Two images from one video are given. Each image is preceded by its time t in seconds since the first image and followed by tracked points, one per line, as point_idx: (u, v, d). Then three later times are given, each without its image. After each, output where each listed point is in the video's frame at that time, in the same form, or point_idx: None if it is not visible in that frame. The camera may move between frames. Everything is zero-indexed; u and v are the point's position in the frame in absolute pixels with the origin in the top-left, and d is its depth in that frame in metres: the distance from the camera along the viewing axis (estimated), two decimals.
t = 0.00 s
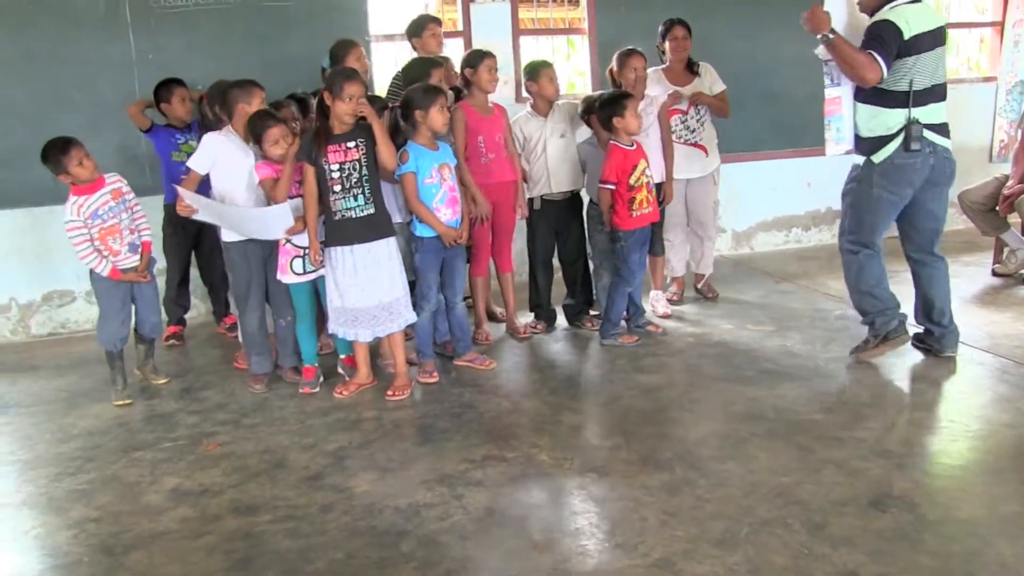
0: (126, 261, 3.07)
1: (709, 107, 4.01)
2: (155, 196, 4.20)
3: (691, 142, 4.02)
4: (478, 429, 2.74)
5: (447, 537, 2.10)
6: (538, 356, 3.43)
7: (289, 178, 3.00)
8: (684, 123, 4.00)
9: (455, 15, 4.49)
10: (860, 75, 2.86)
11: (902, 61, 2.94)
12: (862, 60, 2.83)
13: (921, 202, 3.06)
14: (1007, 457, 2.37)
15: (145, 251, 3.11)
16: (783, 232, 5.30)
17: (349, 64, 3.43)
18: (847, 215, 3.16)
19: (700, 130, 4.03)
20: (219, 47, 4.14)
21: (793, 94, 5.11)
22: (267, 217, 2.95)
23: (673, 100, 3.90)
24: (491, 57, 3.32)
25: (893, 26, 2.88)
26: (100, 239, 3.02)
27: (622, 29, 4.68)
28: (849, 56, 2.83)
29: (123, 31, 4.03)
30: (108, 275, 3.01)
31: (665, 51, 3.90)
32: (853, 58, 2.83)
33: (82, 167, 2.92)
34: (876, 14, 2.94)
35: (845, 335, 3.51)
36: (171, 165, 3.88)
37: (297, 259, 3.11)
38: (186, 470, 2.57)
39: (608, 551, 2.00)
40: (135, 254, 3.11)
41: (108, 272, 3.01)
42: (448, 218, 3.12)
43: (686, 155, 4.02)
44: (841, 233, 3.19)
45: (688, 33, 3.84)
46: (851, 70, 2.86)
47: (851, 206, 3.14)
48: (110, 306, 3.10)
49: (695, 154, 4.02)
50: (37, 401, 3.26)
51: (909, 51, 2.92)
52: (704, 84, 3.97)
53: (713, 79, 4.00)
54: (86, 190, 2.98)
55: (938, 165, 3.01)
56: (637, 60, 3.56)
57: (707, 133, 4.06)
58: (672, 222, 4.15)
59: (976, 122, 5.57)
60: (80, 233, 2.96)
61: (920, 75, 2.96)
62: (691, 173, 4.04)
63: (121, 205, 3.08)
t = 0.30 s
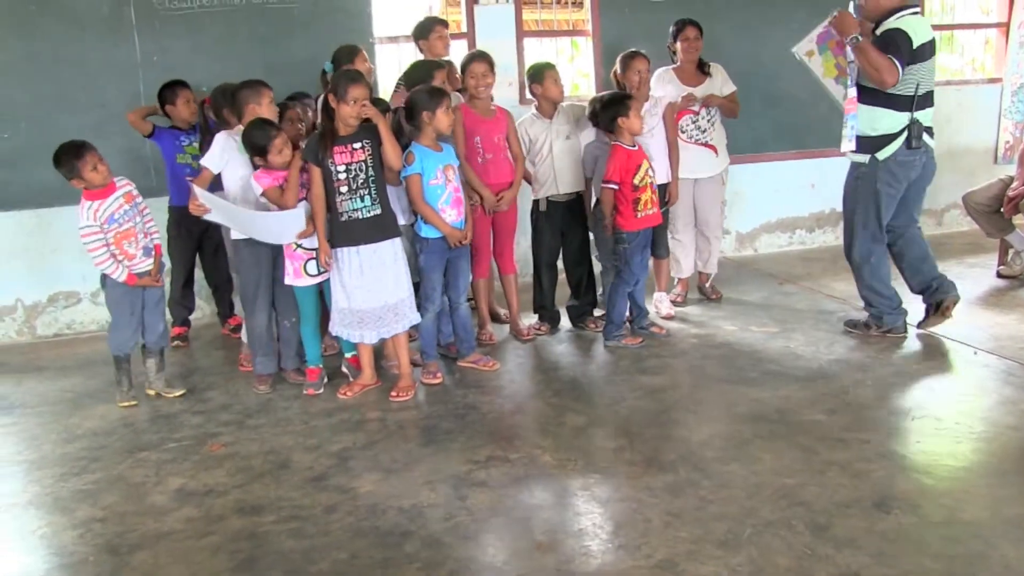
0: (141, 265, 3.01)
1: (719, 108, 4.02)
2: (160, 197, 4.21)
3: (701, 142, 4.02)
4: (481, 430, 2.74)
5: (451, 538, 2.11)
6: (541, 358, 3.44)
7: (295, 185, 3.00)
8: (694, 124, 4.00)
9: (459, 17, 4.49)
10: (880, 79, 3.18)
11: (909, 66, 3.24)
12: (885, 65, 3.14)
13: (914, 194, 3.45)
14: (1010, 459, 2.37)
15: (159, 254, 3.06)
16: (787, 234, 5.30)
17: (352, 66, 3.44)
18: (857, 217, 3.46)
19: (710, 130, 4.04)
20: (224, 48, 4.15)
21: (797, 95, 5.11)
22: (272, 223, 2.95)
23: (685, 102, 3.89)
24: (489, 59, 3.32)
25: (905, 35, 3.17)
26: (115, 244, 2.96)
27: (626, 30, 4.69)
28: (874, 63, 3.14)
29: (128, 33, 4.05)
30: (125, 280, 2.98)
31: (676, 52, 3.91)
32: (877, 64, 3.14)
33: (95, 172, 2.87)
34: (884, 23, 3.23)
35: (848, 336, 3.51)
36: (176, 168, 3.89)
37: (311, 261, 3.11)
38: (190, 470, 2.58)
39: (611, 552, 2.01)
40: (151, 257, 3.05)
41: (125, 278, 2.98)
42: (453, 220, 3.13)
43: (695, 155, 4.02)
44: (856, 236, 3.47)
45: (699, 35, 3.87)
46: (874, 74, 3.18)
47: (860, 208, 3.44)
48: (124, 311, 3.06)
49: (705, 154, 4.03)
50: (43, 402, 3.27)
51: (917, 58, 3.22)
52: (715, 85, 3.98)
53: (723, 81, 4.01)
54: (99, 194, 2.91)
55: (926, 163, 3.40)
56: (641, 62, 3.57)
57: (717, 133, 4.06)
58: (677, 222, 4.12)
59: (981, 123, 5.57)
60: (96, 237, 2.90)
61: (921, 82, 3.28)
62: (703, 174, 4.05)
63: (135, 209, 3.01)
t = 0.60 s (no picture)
0: (154, 270, 2.96)
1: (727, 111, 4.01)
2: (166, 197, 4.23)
3: (706, 144, 4.02)
4: (487, 431, 2.75)
5: (457, 539, 2.11)
6: (547, 358, 3.44)
7: (302, 195, 2.96)
8: (700, 126, 4.00)
9: (466, 17, 4.49)
10: (905, 81, 3.24)
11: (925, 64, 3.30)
12: (909, 67, 3.19)
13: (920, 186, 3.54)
14: (1017, 462, 2.36)
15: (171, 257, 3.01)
16: (793, 235, 5.29)
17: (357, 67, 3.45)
18: (875, 212, 3.47)
19: (718, 133, 4.02)
20: (232, 49, 4.16)
21: (804, 96, 5.10)
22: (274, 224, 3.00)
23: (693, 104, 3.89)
24: (496, 61, 3.33)
25: (919, 36, 3.22)
26: (127, 250, 2.89)
27: (632, 31, 4.69)
28: (900, 67, 3.19)
29: (135, 33, 4.06)
30: (139, 286, 2.90)
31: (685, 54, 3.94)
32: (904, 67, 3.19)
33: (108, 177, 2.80)
34: (895, 26, 3.26)
35: (855, 338, 3.51)
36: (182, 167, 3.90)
37: (318, 263, 3.09)
38: (197, 470, 2.59)
39: (617, 552, 2.01)
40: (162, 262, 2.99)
41: (139, 284, 2.90)
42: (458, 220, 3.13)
43: (701, 158, 4.02)
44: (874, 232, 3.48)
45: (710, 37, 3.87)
46: (899, 78, 3.23)
47: (877, 204, 3.46)
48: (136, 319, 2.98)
49: (711, 156, 4.03)
50: (50, 401, 3.28)
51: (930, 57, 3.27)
52: (724, 88, 3.97)
53: (734, 83, 3.99)
54: (110, 200, 2.84)
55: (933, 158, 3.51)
56: (651, 63, 3.56)
57: (725, 136, 4.05)
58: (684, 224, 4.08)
59: (988, 124, 5.55)
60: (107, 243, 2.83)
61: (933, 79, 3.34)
62: (709, 176, 4.06)
63: (145, 214, 2.95)
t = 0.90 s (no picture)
0: (145, 278, 2.94)
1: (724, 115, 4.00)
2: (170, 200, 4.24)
3: (706, 147, 4.01)
4: (490, 434, 2.75)
5: (459, 542, 2.11)
6: (551, 361, 3.45)
7: (305, 198, 3.00)
8: (699, 129, 3.98)
9: (470, 20, 4.48)
10: (937, 77, 3.31)
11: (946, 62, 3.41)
12: (939, 62, 3.27)
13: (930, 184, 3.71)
14: (1020, 466, 2.36)
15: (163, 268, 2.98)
16: (797, 238, 5.29)
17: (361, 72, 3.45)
18: (905, 209, 3.56)
19: (716, 136, 4.01)
20: (237, 52, 4.18)
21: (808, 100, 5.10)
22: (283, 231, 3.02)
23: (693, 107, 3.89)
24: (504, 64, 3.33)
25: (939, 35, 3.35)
26: (119, 255, 2.88)
27: (636, 35, 4.70)
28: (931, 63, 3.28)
29: (140, 36, 4.07)
30: (127, 295, 2.89)
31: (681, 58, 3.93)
32: (934, 62, 3.27)
33: (108, 180, 2.80)
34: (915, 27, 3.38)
35: (858, 342, 3.50)
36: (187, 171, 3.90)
37: (326, 264, 3.12)
38: (199, 473, 2.59)
39: (620, 556, 2.01)
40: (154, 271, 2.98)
41: (127, 293, 2.89)
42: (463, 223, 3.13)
43: (701, 161, 4.02)
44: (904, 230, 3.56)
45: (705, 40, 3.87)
46: (931, 73, 3.30)
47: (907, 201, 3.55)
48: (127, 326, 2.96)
49: (710, 159, 4.02)
50: (53, 404, 3.29)
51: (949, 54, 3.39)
52: (721, 92, 3.96)
53: (730, 87, 3.98)
54: (107, 204, 2.84)
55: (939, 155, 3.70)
56: (657, 68, 3.57)
57: (723, 139, 4.04)
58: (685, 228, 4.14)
59: (991, 129, 5.55)
60: (100, 248, 2.82)
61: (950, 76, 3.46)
62: (709, 180, 4.06)
63: (142, 219, 2.94)
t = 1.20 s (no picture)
0: (147, 283, 2.88)
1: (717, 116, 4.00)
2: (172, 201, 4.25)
3: (700, 148, 4.01)
4: (492, 435, 2.75)
5: (462, 542, 2.11)
6: (553, 362, 3.45)
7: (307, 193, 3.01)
8: (693, 130, 3.99)
9: (472, 21, 4.50)
10: (951, 73, 3.31)
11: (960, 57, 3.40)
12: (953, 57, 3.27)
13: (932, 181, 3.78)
14: None
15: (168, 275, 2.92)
16: (799, 239, 5.29)
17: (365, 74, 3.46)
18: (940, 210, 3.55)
19: (709, 137, 4.01)
20: (238, 54, 4.18)
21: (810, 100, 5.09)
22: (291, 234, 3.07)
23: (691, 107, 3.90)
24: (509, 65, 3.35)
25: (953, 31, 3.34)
26: (123, 256, 2.84)
27: (637, 35, 4.70)
28: (945, 59, 3.28)
29: (142, 38, 4.08)
30: (127, 297, 2.85)
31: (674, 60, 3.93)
32: (948, 58, 3.28)
33: (120, 179, 2.79)
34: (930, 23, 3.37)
35: (861, 343, 3.50)
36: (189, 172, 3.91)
37: (326, 264, 3.13)
38: (202, 474, 2.60)
39: (622, 556, 2.01)
40: (159, 277, 2.92)
41: (127, 295, 2.84)
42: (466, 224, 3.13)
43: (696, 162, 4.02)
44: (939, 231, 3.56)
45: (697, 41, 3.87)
46: (945, 69, 3.30)
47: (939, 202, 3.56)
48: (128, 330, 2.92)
49: (705, 160, 4.02)
50: (55, 405, 3.29)
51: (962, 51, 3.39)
52: (714, 93, 3.96)
53: (723, 88, 3.99)
54: (113, 205, 2.82)
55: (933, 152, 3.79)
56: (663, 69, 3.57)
57: (717, 140, 4.04)
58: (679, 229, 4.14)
59: (993, 128, 5.54)
60: (103, 246, 2.78)
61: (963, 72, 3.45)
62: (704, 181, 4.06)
63: (151, 223, 2.89)
